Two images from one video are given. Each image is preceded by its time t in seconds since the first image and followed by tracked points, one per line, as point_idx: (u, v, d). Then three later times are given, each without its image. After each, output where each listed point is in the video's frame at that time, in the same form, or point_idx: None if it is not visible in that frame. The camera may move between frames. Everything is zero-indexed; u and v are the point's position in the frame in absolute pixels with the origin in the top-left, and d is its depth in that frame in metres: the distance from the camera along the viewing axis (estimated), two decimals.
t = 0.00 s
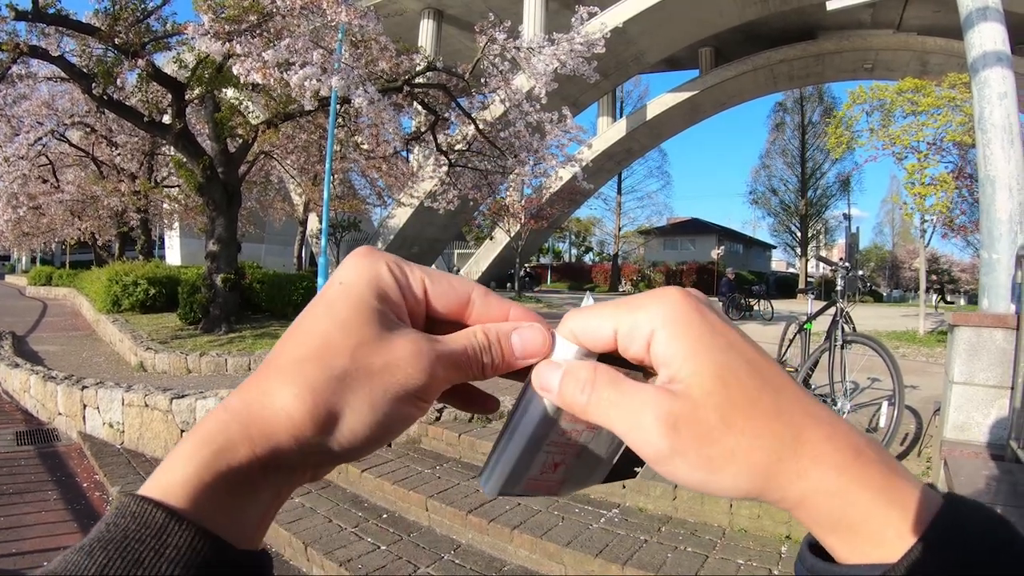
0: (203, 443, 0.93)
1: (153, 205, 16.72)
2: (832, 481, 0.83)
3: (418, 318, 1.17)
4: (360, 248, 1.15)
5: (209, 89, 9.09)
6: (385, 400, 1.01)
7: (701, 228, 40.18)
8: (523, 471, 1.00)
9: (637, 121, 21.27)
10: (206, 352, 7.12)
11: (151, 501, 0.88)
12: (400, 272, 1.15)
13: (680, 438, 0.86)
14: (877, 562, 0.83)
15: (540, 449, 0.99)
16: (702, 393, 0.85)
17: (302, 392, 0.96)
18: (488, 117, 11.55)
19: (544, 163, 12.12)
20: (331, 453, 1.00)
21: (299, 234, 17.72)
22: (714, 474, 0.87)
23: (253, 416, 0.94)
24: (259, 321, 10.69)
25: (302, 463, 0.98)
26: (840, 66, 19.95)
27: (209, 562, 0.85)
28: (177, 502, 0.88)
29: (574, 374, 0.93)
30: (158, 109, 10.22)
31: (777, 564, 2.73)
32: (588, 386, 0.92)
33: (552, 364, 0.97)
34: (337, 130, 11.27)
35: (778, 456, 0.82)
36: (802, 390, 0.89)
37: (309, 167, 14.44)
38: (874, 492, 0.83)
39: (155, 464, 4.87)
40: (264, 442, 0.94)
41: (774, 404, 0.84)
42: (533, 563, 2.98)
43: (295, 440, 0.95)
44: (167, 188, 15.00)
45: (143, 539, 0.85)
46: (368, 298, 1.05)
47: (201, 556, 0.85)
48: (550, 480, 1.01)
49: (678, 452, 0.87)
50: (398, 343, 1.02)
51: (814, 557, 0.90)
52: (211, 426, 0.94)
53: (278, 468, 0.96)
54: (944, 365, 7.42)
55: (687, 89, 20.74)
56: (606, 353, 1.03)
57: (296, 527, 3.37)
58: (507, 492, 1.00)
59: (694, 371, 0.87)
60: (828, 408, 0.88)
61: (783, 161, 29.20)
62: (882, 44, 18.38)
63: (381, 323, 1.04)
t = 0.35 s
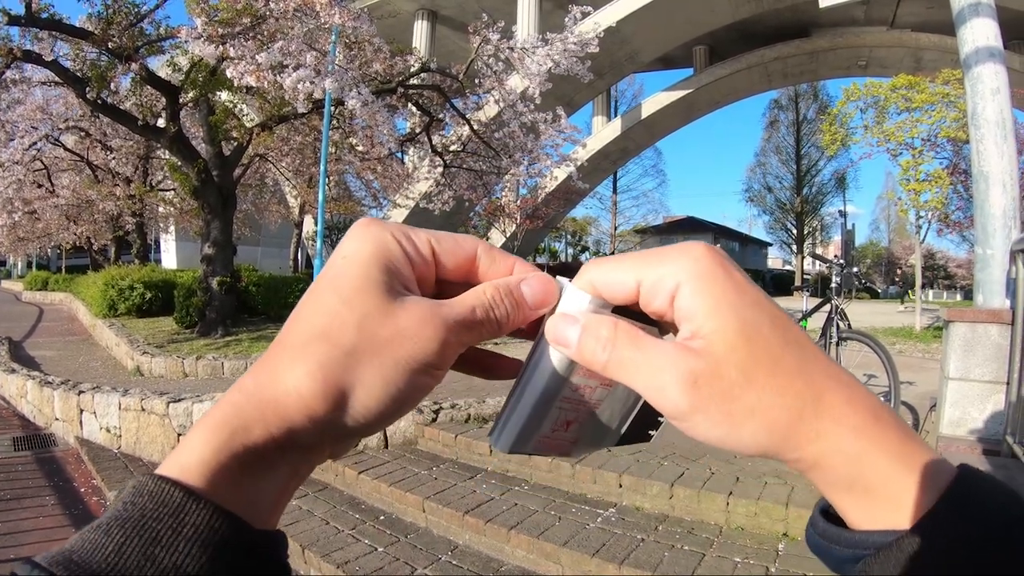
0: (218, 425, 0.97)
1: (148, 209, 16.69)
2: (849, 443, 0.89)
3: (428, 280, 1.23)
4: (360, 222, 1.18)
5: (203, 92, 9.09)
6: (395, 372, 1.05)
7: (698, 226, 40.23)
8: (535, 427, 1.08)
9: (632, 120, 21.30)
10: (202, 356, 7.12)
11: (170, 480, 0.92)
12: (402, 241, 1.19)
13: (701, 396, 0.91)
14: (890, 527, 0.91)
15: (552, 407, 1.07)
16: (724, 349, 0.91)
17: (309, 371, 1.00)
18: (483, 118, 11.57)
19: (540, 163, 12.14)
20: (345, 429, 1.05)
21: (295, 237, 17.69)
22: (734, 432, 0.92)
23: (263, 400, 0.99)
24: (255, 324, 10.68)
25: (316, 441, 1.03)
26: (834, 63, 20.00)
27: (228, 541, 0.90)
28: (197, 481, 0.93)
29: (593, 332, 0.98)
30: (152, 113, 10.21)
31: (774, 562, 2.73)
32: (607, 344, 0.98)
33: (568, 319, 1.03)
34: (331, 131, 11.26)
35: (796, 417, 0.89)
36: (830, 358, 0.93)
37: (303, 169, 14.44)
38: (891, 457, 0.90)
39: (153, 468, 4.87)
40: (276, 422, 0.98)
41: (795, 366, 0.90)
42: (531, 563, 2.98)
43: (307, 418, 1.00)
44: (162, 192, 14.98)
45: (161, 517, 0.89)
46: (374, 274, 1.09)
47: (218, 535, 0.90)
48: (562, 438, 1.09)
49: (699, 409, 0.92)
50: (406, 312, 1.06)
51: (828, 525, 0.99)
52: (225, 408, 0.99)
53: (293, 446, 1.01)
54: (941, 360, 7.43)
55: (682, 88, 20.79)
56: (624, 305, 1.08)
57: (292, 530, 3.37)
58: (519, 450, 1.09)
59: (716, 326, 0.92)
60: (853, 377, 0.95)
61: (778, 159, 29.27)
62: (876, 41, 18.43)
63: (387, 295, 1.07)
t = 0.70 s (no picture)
0: (215, 432, 0.99)
1: (146, 213, 16.68)
2: (852, 422, 0.96)
3: (407, 269, 1.28)
4: (332, 226, 1.21)
5: (201, 96, 9.10)
6: (386, 366, 1.07)
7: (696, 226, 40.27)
8: (532, 413, 1.11)
9: (630, 120, 21.32)
10: (202, 360, 7.12)
11: (171, 489, 0.93)
12: (378, 237, 1.23)
13: (709, 374, 0.97)
14: (889, 510, 0.98)
15: (550, 392, 1.11)
16: (731, 329, 0.97)
17: (301, 372, 1.02)
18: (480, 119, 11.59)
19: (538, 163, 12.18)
20: (342, 428, 1.06)
21: (294, 240, 17.70)
22: (740, 412, 0.99)
23: (257, 406, 1.01)
24: (255, 328, 10.67)
25: (314, 442, 1.04)
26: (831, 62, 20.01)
27: (233, 548, 0.91)
28: (200, 488, 0.94)
29: (595, 315, 1.02)
30: (149, 117, 10.20)
31: (775, 560, 2.74)
32: (612, 327, 1.02)
33: (570, 301, 1.06)
34: (330, 134, 11.28)
35: (801, 398, 0.95)
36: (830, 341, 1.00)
37: (302, 172, 14.46)
38: (890, 439, 0.97)
39: (154, 472, 4.87)
40: (272, 425, 1.00)
41: (799, 351, 0.96)
42: (532, 563, 2.99)
43: (304, 419, 1.02)
44: (160, 197, 14.98)
45: (168, 526, 0.89)
46: (354, 270, 1.12)
47: (222, 543, 0.90)
48: (559, 426, 1.13)
49: (706, 389, 0.98)
50: (389, 303, 1.08)
51: (830, 510, 1.06)
52: (222, 417, 1.01)
53: (290, 450, 1.02)
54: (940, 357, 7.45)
55: (680, 87, 20.83)
56: (630, 283, 1.14)
57: (294, 534, 3.36)
58: (515, 437, 1.13)
59: (723, 306, 0.98)
60: (854, 361, 1.01)
61: (776, 157, 29.31)
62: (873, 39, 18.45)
63: (373, 290, 1.10)
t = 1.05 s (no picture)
0: (212, 445, 0.99)
1: (147, 213, 16.70)
2: (864, 416, 0.97)
3: (398, 273, 1.28)
4: (320, 237, 1.21)
5: (202, 97, 9.11)
6: (380, 372, 1.07)
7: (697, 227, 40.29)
8: (542, 413, 1.12)
9: (631, 120, 21.33)
10: (203, 361, 7.12)
11: (170, 502, 0.93)
12: (368, 243, 1.23)
13: (723, 372, 0.98)
14: (902, 505, 0.99)
15: (558, 392, 1.11)
16: (743, 326, 0.98)
17: (297, 381, 1.02)
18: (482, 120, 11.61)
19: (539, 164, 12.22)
20: (340, 436, 1.06)
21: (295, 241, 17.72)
22: (753, 409, 1.00)
23: (255, 416, 1.01)
24: (256, 328, 10.66)
25: (312, 452, 1.04)
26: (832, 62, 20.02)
27: (234, 560, 0.90)
28: (199, 501, 0.94)
29: (607, 315, 1.03)
30: (150, 118, 10.21)
31: (777, 560, 2.74)
32: (624, 325, 1.02)
33: (578, 301, 1.06)
34: (331, 135, 11.29)
35: (813, 395, 0.97)
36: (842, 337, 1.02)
37: (303, 173, 14.49)
38: (902, 432, 0.99)
39: (155, 472, 4.88)
40: (271, 435, 1.00)
41: (810, 347, 0.97)
42: (533, 564, 2.99)
43: (301, 428, 1.02)
44: (161, 197, 15.00)
45: (170, 539, 0.89)
46: (346, 277, 1.12)
47: (224, 555, 0.90)
48: (567, 425, 1.14)
49: (719, 386, 0.99)
50: (382, 308, 1.08)
51: (841, 504, 1.07)
52: (220, 429, 1.01)
53: (290, 459, 1.02)
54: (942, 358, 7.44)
55: (681, 88, 20.85)
56: (638, 281, 1.16)
57: (295, 534, 3.37)
58: (523, 438, 1.13)
59: (735, 304, 1.00)
60: (864, 357, 1.02)
61: (777, 158, 29.32)
62: (874, 40, 18.47)
63: (365, 297, 1.10)
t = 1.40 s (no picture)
0: (213, 452, 1.00)
1: (149, 213, 16.72)
2: (883, 416, 0.98)
3: (398, 274, 1.28)
4: (320, 242, 1.21)
5: (205, 97, 9.13)
6: (379, 374, 1.07)
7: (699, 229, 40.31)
8: (556, 408, 1.12)
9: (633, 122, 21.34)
10: (204, 360, 7.13)
11: (172, 508, 0.93)
12: (366, 245, 1.22)
13: (746, 368, 0.98)
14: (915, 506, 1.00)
15: (572, 389, 1.11)
16: (765, 323, 0.98)
17: (296, 386, 1.02)
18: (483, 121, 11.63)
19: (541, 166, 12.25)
20: (341, 440, 1.06)
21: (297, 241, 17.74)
22: (774, 407, 1.00)
23: (256, 421, 1.01)
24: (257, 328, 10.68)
25: (312, 457, 1.04)
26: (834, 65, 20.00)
27: (236, 565, 0.91)
28: (200, 507, 0.95)
29: (629, 309, 1.02)
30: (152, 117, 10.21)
31: (778, 563, 2.74)
32: (645, 321, 1.02)
33: (598, 298, 1.05)
34: (334, 136, 11.30)
35: (833, 393, 0.97)
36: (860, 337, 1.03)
37: (306, 173, 14.51)
38: (920, 433, 0.99)
39: (155, 472, 4.88)
40: (272, 440, 1.00)
41: (830, 346, 0.98)
42: (534, 565, 2.99)
43: (301, 432, 1.02)
44: (163, 197, 15.04)
45: (172, 544, 0.90)
46: (344, 281, 1.12)
47: (226, 559, 0.90)
48: (579, 421, 1.14)
49: (741, 383, 0.99)
50: (380, 311, 1.08)
51: (856, 504, 1.08)
52: (220, 437, 1.01)
53: (291, 464, 1.02)
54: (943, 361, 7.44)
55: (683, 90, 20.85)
56: (658, 278, 1.16)
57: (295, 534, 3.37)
58: (535, 434, 1.13)
59: (757, 301, 1.00)
60: (881, 357, 1.03)
61: (779, 160, 29.33)
62: (876, 43, 18.46)
63: (364, 301, 1.10)
